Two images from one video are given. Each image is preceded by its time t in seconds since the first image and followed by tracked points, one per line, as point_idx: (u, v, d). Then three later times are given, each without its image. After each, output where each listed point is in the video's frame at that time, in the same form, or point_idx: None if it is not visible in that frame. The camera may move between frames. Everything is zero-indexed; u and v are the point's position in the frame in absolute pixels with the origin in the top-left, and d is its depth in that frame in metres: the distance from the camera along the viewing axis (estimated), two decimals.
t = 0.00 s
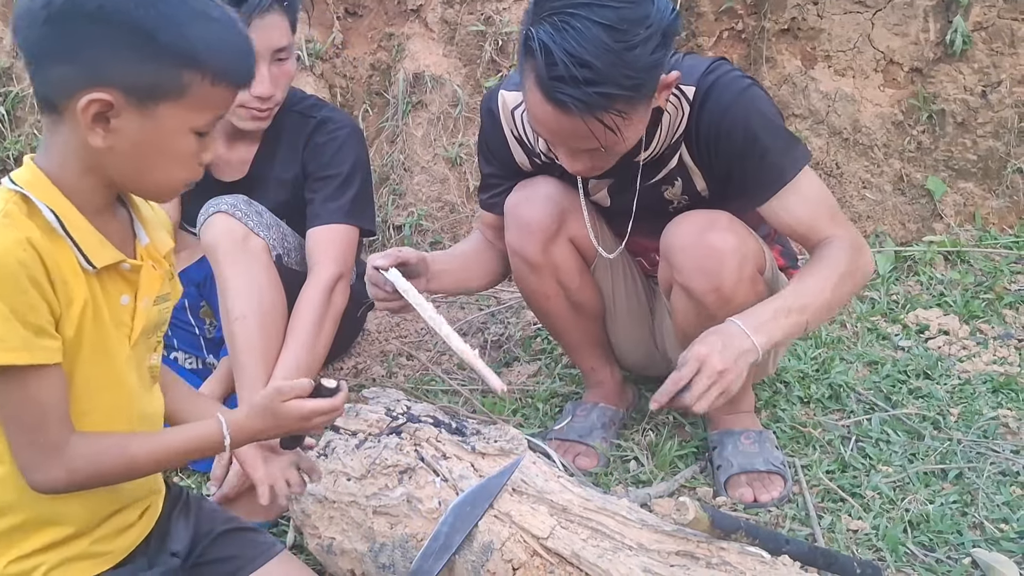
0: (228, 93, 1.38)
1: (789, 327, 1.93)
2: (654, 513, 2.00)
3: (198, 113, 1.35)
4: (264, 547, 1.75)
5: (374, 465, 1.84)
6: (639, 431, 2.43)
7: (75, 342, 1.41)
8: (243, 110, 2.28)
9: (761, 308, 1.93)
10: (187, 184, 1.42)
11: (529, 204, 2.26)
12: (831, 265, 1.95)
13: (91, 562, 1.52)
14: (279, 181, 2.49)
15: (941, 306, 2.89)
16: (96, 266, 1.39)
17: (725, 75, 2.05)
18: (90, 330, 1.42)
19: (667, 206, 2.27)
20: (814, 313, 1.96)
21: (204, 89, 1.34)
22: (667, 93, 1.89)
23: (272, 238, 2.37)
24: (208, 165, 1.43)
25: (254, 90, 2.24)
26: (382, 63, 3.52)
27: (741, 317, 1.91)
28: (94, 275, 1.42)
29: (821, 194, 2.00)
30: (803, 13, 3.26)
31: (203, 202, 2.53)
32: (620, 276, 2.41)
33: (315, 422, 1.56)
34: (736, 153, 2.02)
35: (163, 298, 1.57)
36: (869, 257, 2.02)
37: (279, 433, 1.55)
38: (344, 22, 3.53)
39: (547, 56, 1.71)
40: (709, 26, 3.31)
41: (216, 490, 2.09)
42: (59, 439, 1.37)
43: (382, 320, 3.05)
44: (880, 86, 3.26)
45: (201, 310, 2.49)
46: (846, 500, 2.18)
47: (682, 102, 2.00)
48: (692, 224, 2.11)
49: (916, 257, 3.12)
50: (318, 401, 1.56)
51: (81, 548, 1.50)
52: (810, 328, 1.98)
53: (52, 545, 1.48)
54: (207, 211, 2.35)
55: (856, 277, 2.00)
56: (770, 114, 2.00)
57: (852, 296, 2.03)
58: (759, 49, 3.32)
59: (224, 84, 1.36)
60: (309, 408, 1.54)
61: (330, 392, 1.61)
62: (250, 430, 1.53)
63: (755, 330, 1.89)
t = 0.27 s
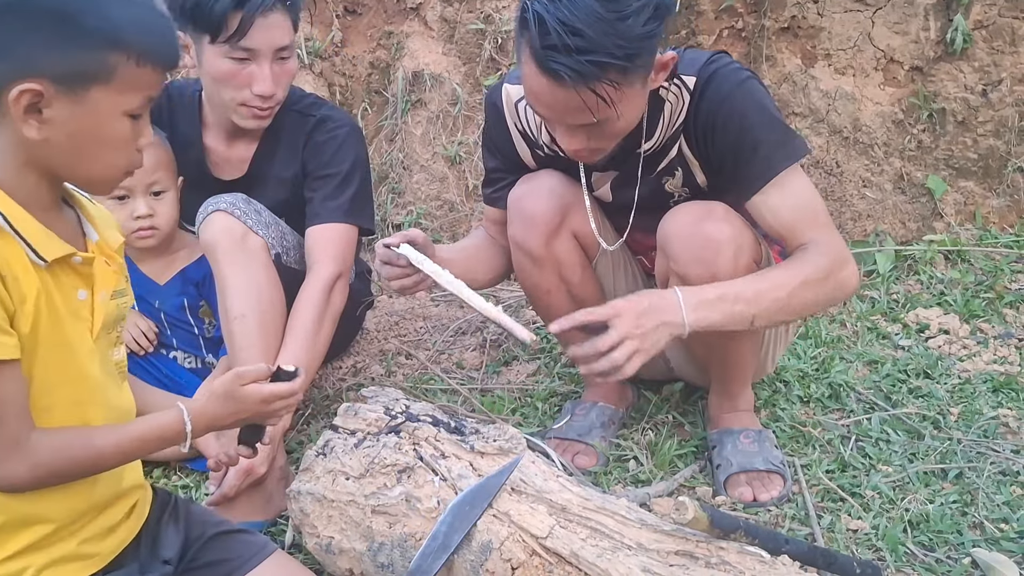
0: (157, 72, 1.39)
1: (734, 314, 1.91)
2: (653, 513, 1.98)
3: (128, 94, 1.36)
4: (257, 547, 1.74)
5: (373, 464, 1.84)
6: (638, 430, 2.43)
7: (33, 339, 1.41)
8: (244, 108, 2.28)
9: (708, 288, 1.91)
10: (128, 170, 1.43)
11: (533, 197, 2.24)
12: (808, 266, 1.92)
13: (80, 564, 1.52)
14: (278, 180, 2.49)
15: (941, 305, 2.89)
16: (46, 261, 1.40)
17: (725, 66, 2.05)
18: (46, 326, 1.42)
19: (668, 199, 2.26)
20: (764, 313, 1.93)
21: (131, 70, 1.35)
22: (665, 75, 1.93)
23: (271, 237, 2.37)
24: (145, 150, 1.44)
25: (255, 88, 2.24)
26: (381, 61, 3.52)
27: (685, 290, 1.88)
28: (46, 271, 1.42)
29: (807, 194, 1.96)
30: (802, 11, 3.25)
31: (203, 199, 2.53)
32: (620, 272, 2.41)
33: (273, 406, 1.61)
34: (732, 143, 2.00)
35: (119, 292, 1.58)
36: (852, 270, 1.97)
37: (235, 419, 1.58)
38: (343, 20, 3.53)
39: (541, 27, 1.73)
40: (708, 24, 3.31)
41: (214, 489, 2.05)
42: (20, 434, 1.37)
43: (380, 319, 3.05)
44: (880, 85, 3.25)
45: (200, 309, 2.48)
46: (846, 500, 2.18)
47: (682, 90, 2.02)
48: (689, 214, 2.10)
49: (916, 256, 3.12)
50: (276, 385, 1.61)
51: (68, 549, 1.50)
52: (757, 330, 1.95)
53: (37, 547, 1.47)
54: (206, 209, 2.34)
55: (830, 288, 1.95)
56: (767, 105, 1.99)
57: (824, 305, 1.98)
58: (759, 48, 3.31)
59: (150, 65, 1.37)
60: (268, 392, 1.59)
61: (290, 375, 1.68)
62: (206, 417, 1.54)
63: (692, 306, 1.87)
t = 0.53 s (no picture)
0: (97, 55, 1.40)
1: (700, 294, 1.92)
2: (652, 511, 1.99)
3: (72, 79, 1.37)
4: (254, 547, 1.75)
5: (372, 464, 1.84)
6: (637, 429, 2.43)
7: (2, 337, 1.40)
8: (246, 107, 2.28)
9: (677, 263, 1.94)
10: (85, 158, 1.43)
11: (536, 193, 2.23)
12: (785, 257, 1.90)
13: (74, 564, 1.52)
14: (279, 179, 2.49)
15: (939, 304, 2.90)
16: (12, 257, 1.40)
17: (722, 58, 2.08)
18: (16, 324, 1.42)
19: (669, 194, 2.25)
20: (736, 294, 1.93)
21: (71, 55, 1.36)
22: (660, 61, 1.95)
23: (270, 236, 2.37)
24: (101, 137, 1.45)
25: (258, 86, 2.25)
26: (380, 60, 3.52)
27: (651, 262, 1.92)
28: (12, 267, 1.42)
29: (799, 185, 1.93)
30: (801, 11, 3.25)
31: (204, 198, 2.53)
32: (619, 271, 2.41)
33: (249, 391, 1.61)
34: (724, 132, 2.01)
35: (92, 288, 1.58)
36: (841, 262, 1.93)
37: (212, 408, 1.57)
38: (342, 20, 3.53)
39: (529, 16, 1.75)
40: (707, 24, 3.32)
41: (213, 489, 2.02)
42: None
43: (380, 318, 3.05)
44: (879, 84, 3.25)
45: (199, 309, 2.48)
46: (844, 498, 2.18)
47: (680, 81, 2.05)
48: (689, 207, 2.08)
49: (914, 255, 3.12)
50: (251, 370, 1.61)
51: (62, 548, 1.50)
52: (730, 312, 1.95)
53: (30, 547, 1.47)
54: (205, 208, 2.34)
55: (812, 280, 1.92)
56: (762, 95, 2.00)
57: (805, 296, 1.95)
58: (758, 48, 3.32)
59: (89, 47, 1.38)
60: (242, 376, 1.58)
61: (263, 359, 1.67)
62: (182, 407, 1.54)
63: (654, 279, 1.90)
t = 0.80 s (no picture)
0: (74, 46, 1.41)
1: (725, 300, 1.93)
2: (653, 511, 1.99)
3: (49, 72, 1.38)
4: (254, 546, 1.74)
5: (372, 463, 1.84)
6: (638, 429, 2.42)
7: None
8: (248, 106, 2.28)
9: (699, 271, 1.94)
10: (66, 153, 1.45)
11: (538, 191, 2.22)
12: (803, 258, 1.92)
13: (73, 564, 1.51)
14: (280, 178, 2.48)
15: (940, 305, 2.89)
16: None
17: (727, 56, 2.08)
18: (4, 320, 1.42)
19: (673, 190, 2.24)
20: (757, 297, 1.94)
21: (46, 47, 1.37)
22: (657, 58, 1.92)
23: (271, 235, 2.37)
24: (82, 130, 1.46)
25: (261, 85, 2.24)
26: (381, 60, 3.52)
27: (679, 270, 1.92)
28: None
29: (807, 183, 1.96)
30: (802, 11, 3.25)
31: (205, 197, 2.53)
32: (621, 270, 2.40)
33: (239, 388, 1.59)
34: (732, 129, 2.01)
35: (81, 283, 1.58)
36: (851, 258, 1.96)
37: (209, 406, 1.58)
38: (343, 19, 3.53)
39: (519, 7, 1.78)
40: (708, 24, 3.32)
41: (213, 488, 2.02)
42: None
43: (380, 318, 3.05)
44: (880, 84, 3.25)
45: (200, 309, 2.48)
46: (845, 499, 2.18)
47: (685, 79, 2.05)
48: (694, 205, 2.06)
49: (915, 255, 3.12)
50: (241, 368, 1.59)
51: (60, 549, 1.49)
52: (750, 314, 1.97)
53: (26, 548, 1.46)
54: (206, 208, 2.34)
55: (827, 278, 1.95)
56: (769, 92, 2.01)
57: (819, 294, 1.98)
58: (758, 47, 3.32)
59: (64, 39, 1.39)
60: (232, 373, 1.57)
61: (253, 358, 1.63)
62: (172, 404, 1.54)
63: (683, 291, 1.91)
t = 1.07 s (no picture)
0: (62, 43, 1.42)
1: (739, 308, 1.94)
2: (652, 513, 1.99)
3: (38, 69, 1.39)
4: (252, 544, 1.74)
5: (371, 463, 1.84)
6: (637, 430, 2.43)
7: None
8: (250, 105, 2.28)
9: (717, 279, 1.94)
10: (57, 150, 1.46)
11: (539, 191, 2.22)
12: (812, 262, 1.92)
13: (73, 561, 1.51)
14: (281, 177, 2.48)
15: (940, 308, 2.90)
16: None
17: (733, 58, 2.09)
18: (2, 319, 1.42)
19: (675, 190, 2.24)
20: (770, 304, 1.95)
21: (35, 45, 1.38)
22: (655, 57, 1.91)
23: (271, 233, 2.37)
24: (73, 127, 1.47)
25: (263, 85, 2.24)
26: (382, 60, 3.52)
27: (701, 279, 1.92)
28: None
29: (813, 185, 1.97)
30: (803, 14, 3.26)
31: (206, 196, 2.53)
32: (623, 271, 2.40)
33: (237, 386, 1.59)
34: (738, 131, 2.02)
35: (76, 280, 1.58)
36: (856, 261, 1.98)
37: (207, 405, 1.58)
38: (345, 19, 3.53)
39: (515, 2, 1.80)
40: (709, 26, 3.32)
41: (213, 486, 2.02)
42: None
43: (380, 317, 3.05)
44: (880, 88, 3.25)
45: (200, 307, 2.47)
46: (844, 502, 2.18)
47: (690, 81, 2.07)
48: (699, 205, 2.06)
49: (915, 259, 3.12)
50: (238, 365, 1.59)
51: (59, 545, 1.49)
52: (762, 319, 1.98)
53: (25, 544, 1.46)
54: (207, 207, 2.34)
55: (834, 281, 1.96)
56: (775, 95, 2.02)
57: (827, 297, 1.99)
58: (759, 50, 3.32)
59: (53, 35, 1.40)
60: (229, 371, 1.57)
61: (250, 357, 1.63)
62: (169, 403, 1.54)
63: (704, 302, 1.91)
